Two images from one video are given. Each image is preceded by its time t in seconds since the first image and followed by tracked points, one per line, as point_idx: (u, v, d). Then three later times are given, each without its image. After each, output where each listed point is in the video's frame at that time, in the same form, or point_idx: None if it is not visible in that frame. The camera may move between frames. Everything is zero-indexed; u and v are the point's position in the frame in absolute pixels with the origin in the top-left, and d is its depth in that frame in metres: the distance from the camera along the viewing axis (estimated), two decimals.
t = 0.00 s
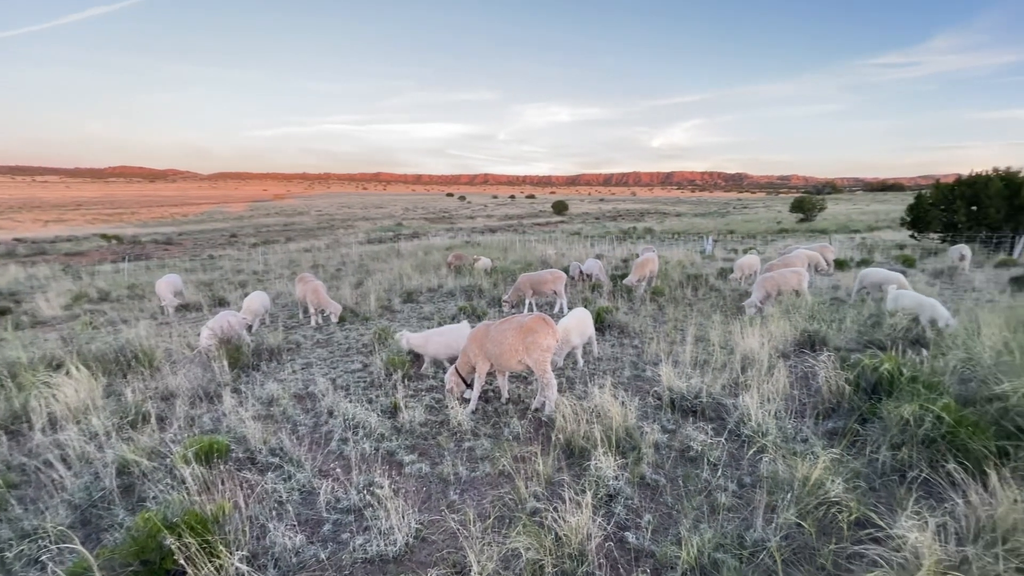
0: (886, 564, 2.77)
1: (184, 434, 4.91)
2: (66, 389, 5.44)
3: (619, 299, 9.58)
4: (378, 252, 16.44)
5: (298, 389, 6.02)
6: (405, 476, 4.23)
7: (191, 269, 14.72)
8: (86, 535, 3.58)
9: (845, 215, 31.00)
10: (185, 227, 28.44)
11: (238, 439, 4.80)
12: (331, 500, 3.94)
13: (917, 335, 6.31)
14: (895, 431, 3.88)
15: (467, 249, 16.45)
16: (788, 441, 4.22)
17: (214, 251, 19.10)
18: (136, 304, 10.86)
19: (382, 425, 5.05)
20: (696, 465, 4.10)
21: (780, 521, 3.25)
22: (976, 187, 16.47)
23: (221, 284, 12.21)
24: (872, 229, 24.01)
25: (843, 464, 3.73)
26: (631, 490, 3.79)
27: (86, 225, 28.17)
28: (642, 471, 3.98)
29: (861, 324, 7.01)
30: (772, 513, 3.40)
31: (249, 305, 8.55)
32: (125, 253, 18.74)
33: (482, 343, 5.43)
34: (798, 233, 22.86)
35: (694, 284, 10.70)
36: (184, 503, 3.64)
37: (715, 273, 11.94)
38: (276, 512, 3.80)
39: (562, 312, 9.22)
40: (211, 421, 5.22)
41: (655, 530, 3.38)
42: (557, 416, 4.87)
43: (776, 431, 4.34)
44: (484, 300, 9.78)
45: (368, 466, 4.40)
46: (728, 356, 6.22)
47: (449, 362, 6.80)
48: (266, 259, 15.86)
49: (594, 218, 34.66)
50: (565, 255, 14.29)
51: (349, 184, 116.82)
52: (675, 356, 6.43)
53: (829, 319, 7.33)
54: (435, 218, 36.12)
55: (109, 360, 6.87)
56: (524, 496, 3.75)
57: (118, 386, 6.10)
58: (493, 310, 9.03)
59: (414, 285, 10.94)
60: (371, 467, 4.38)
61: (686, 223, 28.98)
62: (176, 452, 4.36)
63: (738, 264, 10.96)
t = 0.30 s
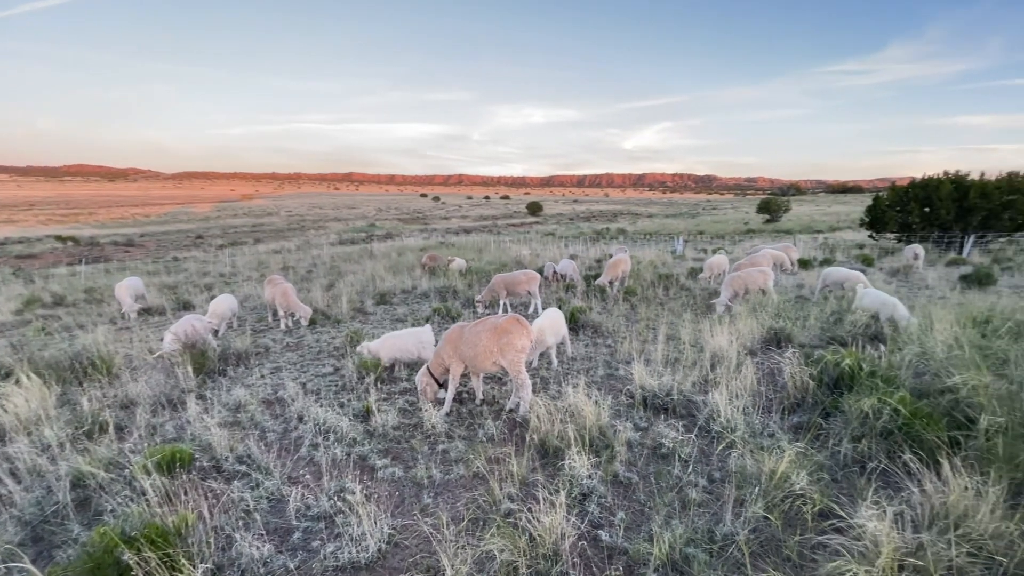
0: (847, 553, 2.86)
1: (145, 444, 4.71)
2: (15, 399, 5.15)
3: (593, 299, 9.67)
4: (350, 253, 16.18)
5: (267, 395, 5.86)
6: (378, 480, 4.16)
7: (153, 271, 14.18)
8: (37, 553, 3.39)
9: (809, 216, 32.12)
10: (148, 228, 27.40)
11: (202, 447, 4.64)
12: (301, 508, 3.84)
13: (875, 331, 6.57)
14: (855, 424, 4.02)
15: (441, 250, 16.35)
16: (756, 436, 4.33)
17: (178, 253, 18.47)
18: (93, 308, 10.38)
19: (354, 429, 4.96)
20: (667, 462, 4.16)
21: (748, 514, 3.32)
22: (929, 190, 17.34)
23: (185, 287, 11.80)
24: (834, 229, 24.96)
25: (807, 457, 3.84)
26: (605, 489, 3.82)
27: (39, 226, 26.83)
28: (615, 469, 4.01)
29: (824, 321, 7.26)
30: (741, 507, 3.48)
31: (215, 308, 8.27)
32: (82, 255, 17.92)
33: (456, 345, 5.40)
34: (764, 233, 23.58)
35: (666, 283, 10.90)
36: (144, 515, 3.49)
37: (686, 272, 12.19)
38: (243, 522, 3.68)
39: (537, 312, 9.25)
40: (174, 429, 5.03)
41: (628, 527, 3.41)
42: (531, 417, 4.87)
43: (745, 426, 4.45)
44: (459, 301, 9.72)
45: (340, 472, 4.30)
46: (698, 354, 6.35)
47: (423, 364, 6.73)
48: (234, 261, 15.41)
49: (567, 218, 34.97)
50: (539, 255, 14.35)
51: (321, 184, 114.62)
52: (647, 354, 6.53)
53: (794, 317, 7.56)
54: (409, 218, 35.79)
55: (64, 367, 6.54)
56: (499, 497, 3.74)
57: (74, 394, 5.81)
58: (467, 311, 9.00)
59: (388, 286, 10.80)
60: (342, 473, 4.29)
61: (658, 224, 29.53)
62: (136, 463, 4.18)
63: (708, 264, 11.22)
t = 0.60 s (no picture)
0: (823, 546, 2.92)
1: (118, 450, 4.58)
2: None
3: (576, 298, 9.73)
4: (332, 254, 15.99)
5: (245, 398, 5.75)
6: (359, 483, 4.11)
7: (127, 273, 13.82)
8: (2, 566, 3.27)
9: (787, 217, 32.79)
10: (122, 229, 26.71)
11: (178, 453, 4.52)
12: (280, 513, 3.77)
13: (850, 328, 6.74)
14: (831, 420, 4.11)
15: (425, 250, 16.27)
16: (735, 433, 4.39)
17: (153, 254, 18.04)
18: (64, 311, 10.07)
19: (335, 432, 4.89)
20: (649, 460, 4.19)
21: (728, 511, 3.37)
22: (900, 192, 17.89)
23: (161, 289, 11.52)
24: (811, 229, 25.53)
25: (785, 453, 3.91)
26: (587, 488, 3.83)
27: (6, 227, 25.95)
28: (598, 468, 4.03)
29: (801, 319, 7.41)
30: (721, 503, 3.53)
31: (192, 311, 8.07)
32: (52, 256, 17.38)
33: (439, 346, 5.37)
34: (743, 233, 24.04)
35: (648, 283, 11.01)
36: (116, 525, 3.39)
37: (667, 272, 12.34)
38: (220, 528, 3.60)
39: (520, 313, 9.26)
40: (149, 434, 4.90)
41: (610, 526, 3.43)
42: (514, 417, 4.87)
43: (724, 423, 4.51)
44: (442, 302, 9.68)
45: (320, 476, 4.24)
46: (679, 353, 6.43)
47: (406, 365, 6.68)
48: (211, 263, 15.11)
49: (551, 219, 35.09)
50: (523, 256, 14.37)
51: (302, 184, 113.07)
52: (629, 353, 6.58)
53: (772, 315, 7.70)
54: (393, 219, 35.54)
55: (32, 373, 6.32)
56: (482, 498, 3.72)
57: (43, 400, 5.63)
58: (450, 312, 8.97)
59: (370, 287, 10.70)
60: (323, 476, 4.23)
61: (640, 224, 29.84)
62: (108, 470, 4.06)
63: (689, 264, 11.37)
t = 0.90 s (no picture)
0: (800, 539, 2.97)
1: (90, 458, 4.44)
2: None
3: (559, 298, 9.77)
4: (313, 254, 15.80)
5: (224, 402, 5.63)
6: (341, 487, 4.07)
7: (100, 275, 13.46)
8: None
9: (766, 217, 33.42)
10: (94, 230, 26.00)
11: (154, 460, 4.41)
12: (260, 518, 3.71)
13: (827, 326, 6.89)
14: (808, 416, 4.19)
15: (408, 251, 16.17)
16: (715, 430, 4.45)
17: (128, 255, 17.60)
18: (33, 314, 9.75)
19: (316, 435, 4.82)
20: (631, 458, 4.23)
21: (709, 507, 3.41)
22: (873, 193, 18.37)
23: (135, 292, 11.24)
24: (789, 228, 26.06)
25: (764, 449, 3.98)
26: (570, 487, 3.85)
27: None
28: (581, 467, 4.05)
29: (779, 317, 7.55)
30: (702, 500, 3.57)
31: (168, 313, 7.86)
32: (20, 258, 16.82)
33: (421, 347, 5.34)
34: (724, 233, 24.43)
35: (630, 283, 11.11)
36: (88, 535, 3.29)
37: (649, 271, 12.45)
38: (197, 536, 3.52)
39: (504, 313, 9.26)
40: (123, 441, 4.77)
41: (592, 524, 3.45)
42: (498, 417, 4.86)
43: (705, 420, 4.57)
44: (425, 303, 9.63)
45: (301, 480, 4.18)
46: (661, 351, 6.50)
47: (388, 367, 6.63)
48: (189, 264, 14.80)
49: (535, 219, 35.20)
50: (507, 256, 14.37)
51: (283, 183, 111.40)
52: (612, 352, 6.63)
53: (751, 314, 7.83)
54: (375, 219, 35.20)
55: None
56: (466, 500, 3.71)
57: (11, 408, 5.44)
58: (433, 313, 8.93)
59: (352, 288, 10.60)
60: (303, 481, 4.17)
61: (623, 224, 30.12)
62: (79, 478, 3.94)
63: (671, 263, 11.51)
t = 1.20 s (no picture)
0: (787, 534, 3.01)
1: (75, 461, 4.38)
2: None
3: (550, 298, 9.78)
4: (303, 255, 15.70)
5: (213, 404, 5.58)
6: (330, 488, 4.04)
7: (85, 276, 13.26)
8: None
9: (755, 215, 33.77)
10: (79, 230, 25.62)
11: (141, 462, 4.36)
12: (249, 521, 3.67)
13: (814, 323, 6.97)
14: (795, 412, 4.24)
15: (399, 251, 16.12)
16: (704, 427, 4.49)
17: (114, 256, 17.36)
18: (16, 317, 9.59)
19: (306, 436, 4.79)
20: (621, 456, 4.25)
21: (698, 503, 3.44)
22: (860, 191, 18.58)
23: (122, 293, 11.09)
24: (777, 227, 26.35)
25: (752, 445, 4.02)
26: (561, 485, 3.86)
27: None
28: (572, 466, 4.07)
29: (767, 315, 7.64)
30: (691, 497, 3.60)
31: (155, 314, 7.75)
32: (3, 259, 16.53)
33: (410, 347, 5.32)
34: (713, 232, 24.63)
35: (621, 281, 11.16)
36: (73, 540, 3.24)
37: (640, 270, 12.51)
38: (185, 539, 3.49)
39: (495, 312, 9.26)
40: (109, 444, 4.70)
41: (583, 522, 3.46)
42: (489, 417, 4.86)
43: (694, 417, 4.60)
44: (416, 303, 9.60)
45: (290, 482, 4.15)
46: (651, 349, 6.55)
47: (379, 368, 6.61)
48: (176, 264, 14.64)
49: (526, 219, 35.25)
50: (498, 255, 14.38)
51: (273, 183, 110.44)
52: (602, 351, 6.66)
53: (740, 311, 7.91)
54: (366, 219, 35.03)
55: None
56: (457, 499, 3.70)
57: None
58: (424, 313, 8.91)
59: (343, 288, 10.54)
60: (293, 482, 4.14)
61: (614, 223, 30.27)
62: (63, 483, 3.88)
63: (661, 262, 11.58)
